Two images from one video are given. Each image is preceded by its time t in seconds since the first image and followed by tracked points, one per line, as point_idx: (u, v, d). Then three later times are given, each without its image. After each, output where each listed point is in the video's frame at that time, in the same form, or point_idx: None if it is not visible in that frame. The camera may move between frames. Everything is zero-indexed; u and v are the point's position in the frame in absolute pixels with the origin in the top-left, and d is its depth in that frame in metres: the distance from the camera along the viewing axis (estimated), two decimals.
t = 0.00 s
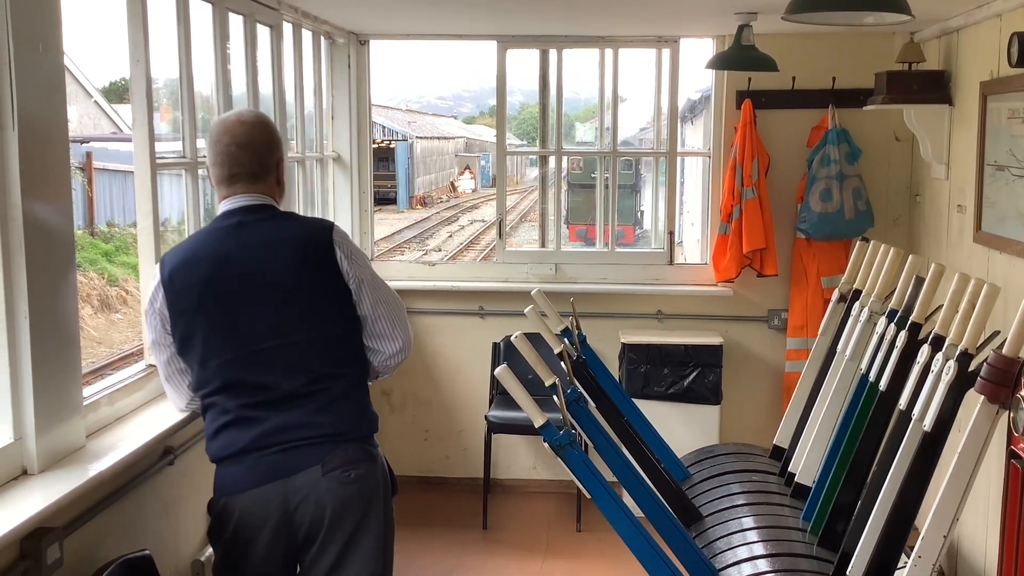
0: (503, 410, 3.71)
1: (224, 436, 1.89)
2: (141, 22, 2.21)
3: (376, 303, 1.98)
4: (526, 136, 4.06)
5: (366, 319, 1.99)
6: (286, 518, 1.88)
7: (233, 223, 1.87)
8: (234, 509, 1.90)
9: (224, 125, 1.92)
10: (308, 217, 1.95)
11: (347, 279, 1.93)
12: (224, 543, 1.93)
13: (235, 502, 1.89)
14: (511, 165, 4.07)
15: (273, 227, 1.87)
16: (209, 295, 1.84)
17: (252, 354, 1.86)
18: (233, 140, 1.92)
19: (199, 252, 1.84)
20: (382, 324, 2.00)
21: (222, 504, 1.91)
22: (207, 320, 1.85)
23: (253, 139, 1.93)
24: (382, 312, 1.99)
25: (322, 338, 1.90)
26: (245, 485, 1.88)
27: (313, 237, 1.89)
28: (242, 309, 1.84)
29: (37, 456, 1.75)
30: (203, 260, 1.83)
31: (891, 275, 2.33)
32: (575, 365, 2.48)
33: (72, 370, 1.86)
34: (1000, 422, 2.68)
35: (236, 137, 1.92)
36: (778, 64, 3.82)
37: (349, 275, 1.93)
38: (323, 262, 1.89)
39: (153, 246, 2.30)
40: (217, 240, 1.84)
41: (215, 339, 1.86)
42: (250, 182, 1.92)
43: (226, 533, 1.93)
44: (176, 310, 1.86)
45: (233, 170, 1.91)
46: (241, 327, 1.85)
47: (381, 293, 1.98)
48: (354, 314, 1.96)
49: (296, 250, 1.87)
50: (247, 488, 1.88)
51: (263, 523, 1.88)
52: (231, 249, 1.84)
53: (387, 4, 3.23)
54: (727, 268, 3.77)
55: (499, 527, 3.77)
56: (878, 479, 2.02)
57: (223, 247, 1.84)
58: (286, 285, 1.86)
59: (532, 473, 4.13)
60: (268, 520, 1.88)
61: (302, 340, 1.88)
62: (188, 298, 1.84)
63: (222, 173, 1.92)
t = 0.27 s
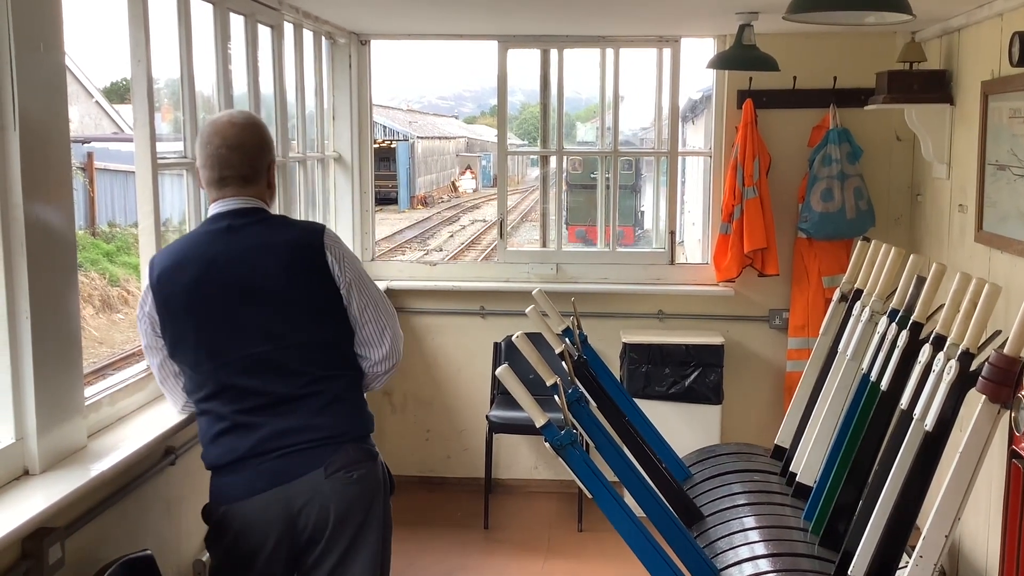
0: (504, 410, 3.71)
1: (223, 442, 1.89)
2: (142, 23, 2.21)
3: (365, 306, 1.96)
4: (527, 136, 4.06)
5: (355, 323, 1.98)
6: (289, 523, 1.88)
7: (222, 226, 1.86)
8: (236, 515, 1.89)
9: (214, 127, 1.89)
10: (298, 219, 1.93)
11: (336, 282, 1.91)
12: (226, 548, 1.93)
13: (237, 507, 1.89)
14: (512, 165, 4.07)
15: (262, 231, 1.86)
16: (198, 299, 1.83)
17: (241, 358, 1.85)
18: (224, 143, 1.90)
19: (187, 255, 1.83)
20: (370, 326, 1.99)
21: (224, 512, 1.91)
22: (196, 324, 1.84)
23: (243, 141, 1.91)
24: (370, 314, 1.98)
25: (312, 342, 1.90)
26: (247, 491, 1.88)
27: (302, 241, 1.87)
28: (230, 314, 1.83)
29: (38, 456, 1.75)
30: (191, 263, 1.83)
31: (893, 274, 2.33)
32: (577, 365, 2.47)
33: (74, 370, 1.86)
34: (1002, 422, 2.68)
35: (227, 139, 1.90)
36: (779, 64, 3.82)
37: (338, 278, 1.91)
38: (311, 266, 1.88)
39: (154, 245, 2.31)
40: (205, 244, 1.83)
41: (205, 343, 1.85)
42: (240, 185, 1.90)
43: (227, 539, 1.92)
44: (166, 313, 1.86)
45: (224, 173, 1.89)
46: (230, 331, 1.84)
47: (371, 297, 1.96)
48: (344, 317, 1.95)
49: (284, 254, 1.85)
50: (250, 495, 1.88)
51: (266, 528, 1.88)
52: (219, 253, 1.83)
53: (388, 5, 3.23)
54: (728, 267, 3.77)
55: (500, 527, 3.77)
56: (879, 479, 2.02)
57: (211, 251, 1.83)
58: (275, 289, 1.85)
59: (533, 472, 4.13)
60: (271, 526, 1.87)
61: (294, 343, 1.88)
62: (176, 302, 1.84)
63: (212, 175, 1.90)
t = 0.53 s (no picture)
0: (505, 410, 3.71)
1: (223, 445, 1.89)
2: (142, 23, 2.21)
3: (365, 304, 1.97)
4: (527, 136, 4.06)
5: (355, 322, 1.98)
6: (292, 525, 1.88)
7: (218, 228, 1.85)
8: (238, 517, 1.89)
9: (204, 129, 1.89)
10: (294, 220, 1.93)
11: (334, 282, 1.92)
12: (228, 549, 1.93)
13: (240, 509, 1.89)
14: (513, 165, 4.06)
15: (258, 233, 1.85)
16: (196, 301, 1.82)
17: (240, 361, 1.85)
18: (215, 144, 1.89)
19: (185, 258, 1.83)
20: (371, 325, 1.99)
21: (227, 514, 1.91)
22: (194, 326, 1.84)
23: (235, 141, 1.91)
24: (370, 312, 1.98)
25: (311, 343, 1.90)
26: (250, 493, 1.89)
27: (299, 242, 1.87)
28: (228, 317, 1.83)
29: (39, 457, 1.75)
30: (189, 266, 1.82)
31: (893, 274, 2.33)
32: (577, 365, 2.47)
33: (74, 371, 1.86)
34: (1003, 422, 2.68)
35: (219, 140, 1.90)
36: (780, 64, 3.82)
37: (337, 278, 1.91)
38: (309, 266, 1.88)
39: (155, 245, 2.31)
40: (202, 246, 1.83)
41: (204, 345, 1.85)
42: (233, 186, 1.90)
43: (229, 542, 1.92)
44: (164, 316, 1.85)
45: (216, 174, 1.89)
46: (228, 334, 1.84)
47: (370, 295, 1.97)
48: (344, 316, 1.96)
49: (281, 255, 1.85)
50: (253, 496, 1.88)
51: (269, 530, 1.88)
52: (216, 255, 1.82)
53: (389, 5, 3.23)
54: (729, 267, 3.77)
55: (501, 528, 3.77)
56: (880, 479, 2.02)
57: (208, 254, 1.83)
58: (273, 290, 1.85)
59: (534, 473, 4.13)
60: (274, 528, 1.87)
61: (294, 344, 1.88)
62: (174, 305, 1.83)
63: (206, 177, 1.90)
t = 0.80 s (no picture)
0: (506, 411, 3.71)
1: (224, 446, 1.89)
2: (142, 24, 2.21)
3: (366, 305, 1.97)
4: (527, 137, 4.06)
5: (356, 322, 1.98)
6: (294, 525, 1.89)
7: (217, 230, 1.85)
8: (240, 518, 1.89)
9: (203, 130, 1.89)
10: (294, 221, 1.93)
11: (335, 283, 1.92)
12: (228, 550, 1.93)
13: (241, 510, 1.89)
14: (513, 166, 4.06)
15: (258, 234, 1.85)
16: (196, 304, 1.82)
17: (242, 363, 1.85)
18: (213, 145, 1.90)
19: (184, 260, 1.82)
20: (372, 325, 1.99)
21: (229, 516, 1.90)
22: (196, 328, 1.84)
23: (234, 142, 1.91)
24: (371, 312, 1.98)
25: (313, 344, 1.90)
26: (250, 494, 1.88)
27: (299, 242, 1.87)
28: (230, 319, 1.83)
29: (39, 458, 1.75)
30: (188, 269, 1.82)
31: (894, 274, 2.33)
32: (577, 366, 2.47)
33: (75, 372, 1.86)
34: (1004, 422, 2.68)
35: (218, 141, 1.90)
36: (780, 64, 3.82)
37: (337, 279, 1.92)
38: (309, 266, 1.88)
39: (155, 246, 2.31)
40: (202, 248, 1.83)
41: (205, 347, 1.85)
42: (233, 187, 1.90)
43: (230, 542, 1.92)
44: (164, 318, 1.85)
45: (216, 175, 1.89)
46: (230, 336, 1.84)
47: (371, 295, 1.97)
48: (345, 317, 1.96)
49: (282, 257, 1.85)
50: (254, 498, 1.88)
51: (270, 530, 1.88)
52: (217, 257, 1.82)
53: (389, 6, 3.24)
54: (730, 268, 3.77)
55: (502, 528, 3.77)
56: (880, 480, 2.02)
57: (207, 256, 1.82)
58: (273, 291, 1.85)
59: (535, 473, 4.13)
60: (276, 528, 1.88)
61: (295, 345, 1.88)
62: (175, 307, 1.83)
63: (205, 177, 1.90)
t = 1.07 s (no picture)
0: (506, 411, 3.71)
1: (224, 447, 1.89)
2: (142, 24, 2.22)
3: (364, 306, 1.97)
4: (528, 138, 4.06)
5: (354, 324, 1.98)
6: (294, 525, 1.89)
7: (216, 231, 1.85)
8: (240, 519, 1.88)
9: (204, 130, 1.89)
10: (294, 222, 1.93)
11: (335, 284, 1.92)
12: (228, 550, 1.93)
13: (241, 510, 1.89)
14: (513, 167, 4.05)
15: (258, 235, 1.85)
16: (195, 304, 1.82)
17: (242, 363, 1.85)
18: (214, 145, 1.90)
19: (184, 261, 1.82)
20: (370, 326, 1.99)
21: (229, 516, 1.90)
22: (195, 328, 1.84)
23: (235, 142, 1.91)
24: (369, 314, 1.98)
25: (312, 345, 1.90)
26: (250, 494, 1.88)
27: (299, 243, 1.87)
28: (229, 319, 1.83)
29: (39, 458, 1.75)
30: (188, 269, 1.82)
31: (894, 274, 2.33)
32: (577, 366, 2.46)
33: (75, 373, 1.86)
34: (1004, 422, 2.68)
35: (218, 141, 1.90)
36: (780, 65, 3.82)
37: (337, 280, 1.92)
38: (309, 267, 1.88)
39: (155, 246, 2.31)
40: (201, 249, 1.83)
41: (205, 347, 1.85)
42: (233, 187, 1.90)
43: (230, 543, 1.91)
44: (163, 319, 1.85)
45: (216, 175, 1.89)
46: (230, 336, 1.84)
47: (370, 297, 1.97)
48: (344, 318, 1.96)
49: (282, 257, 1.85)
50: (253, 498, 1.88)
51: (270, 531, 1.88)
52: (216, 257, 1.82)
53: (389, 6, 3.24)
54: (730, 268, 3.77)
55: (502, 529, 3.77)
56: (880, 480, 2.02)
57: (206, 256, 1.82)
58: (272, 291, 1.84)
59: (535, 474, 4.13)
60: (275, 529, 1.88)
61: (294, 345, 1.88)
62: (174, 308, 1.83)
63: (205, 178, 1.90)
